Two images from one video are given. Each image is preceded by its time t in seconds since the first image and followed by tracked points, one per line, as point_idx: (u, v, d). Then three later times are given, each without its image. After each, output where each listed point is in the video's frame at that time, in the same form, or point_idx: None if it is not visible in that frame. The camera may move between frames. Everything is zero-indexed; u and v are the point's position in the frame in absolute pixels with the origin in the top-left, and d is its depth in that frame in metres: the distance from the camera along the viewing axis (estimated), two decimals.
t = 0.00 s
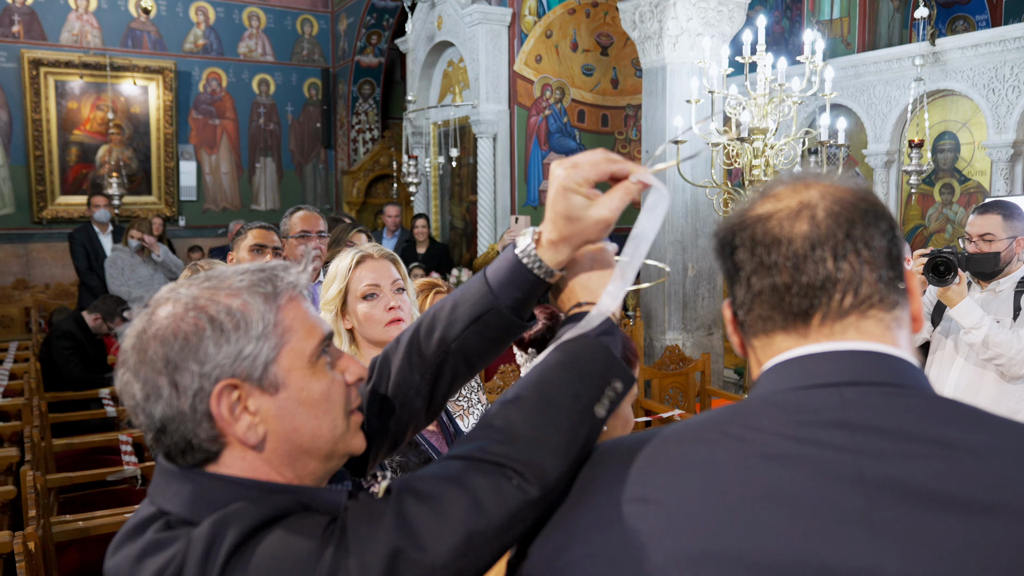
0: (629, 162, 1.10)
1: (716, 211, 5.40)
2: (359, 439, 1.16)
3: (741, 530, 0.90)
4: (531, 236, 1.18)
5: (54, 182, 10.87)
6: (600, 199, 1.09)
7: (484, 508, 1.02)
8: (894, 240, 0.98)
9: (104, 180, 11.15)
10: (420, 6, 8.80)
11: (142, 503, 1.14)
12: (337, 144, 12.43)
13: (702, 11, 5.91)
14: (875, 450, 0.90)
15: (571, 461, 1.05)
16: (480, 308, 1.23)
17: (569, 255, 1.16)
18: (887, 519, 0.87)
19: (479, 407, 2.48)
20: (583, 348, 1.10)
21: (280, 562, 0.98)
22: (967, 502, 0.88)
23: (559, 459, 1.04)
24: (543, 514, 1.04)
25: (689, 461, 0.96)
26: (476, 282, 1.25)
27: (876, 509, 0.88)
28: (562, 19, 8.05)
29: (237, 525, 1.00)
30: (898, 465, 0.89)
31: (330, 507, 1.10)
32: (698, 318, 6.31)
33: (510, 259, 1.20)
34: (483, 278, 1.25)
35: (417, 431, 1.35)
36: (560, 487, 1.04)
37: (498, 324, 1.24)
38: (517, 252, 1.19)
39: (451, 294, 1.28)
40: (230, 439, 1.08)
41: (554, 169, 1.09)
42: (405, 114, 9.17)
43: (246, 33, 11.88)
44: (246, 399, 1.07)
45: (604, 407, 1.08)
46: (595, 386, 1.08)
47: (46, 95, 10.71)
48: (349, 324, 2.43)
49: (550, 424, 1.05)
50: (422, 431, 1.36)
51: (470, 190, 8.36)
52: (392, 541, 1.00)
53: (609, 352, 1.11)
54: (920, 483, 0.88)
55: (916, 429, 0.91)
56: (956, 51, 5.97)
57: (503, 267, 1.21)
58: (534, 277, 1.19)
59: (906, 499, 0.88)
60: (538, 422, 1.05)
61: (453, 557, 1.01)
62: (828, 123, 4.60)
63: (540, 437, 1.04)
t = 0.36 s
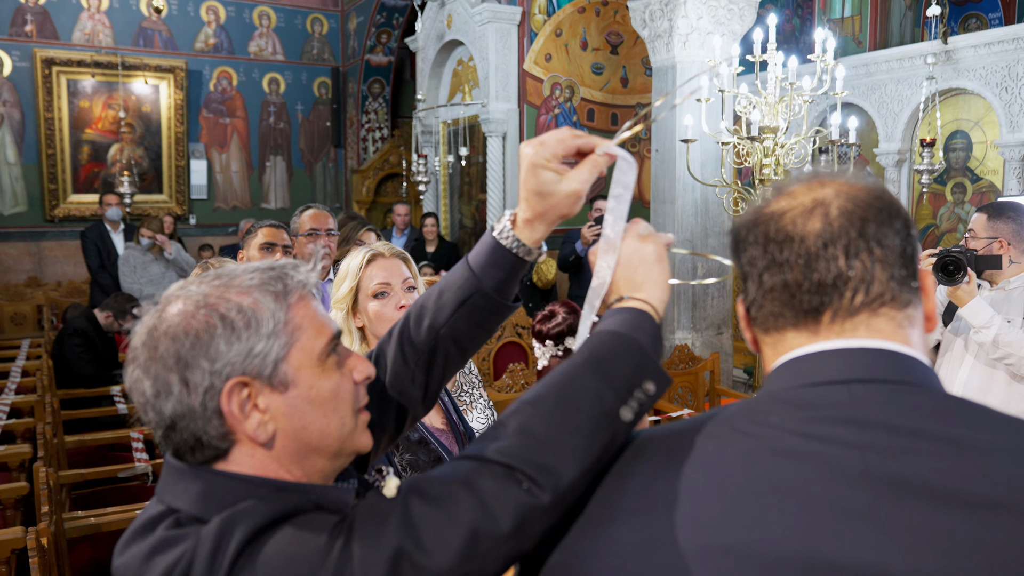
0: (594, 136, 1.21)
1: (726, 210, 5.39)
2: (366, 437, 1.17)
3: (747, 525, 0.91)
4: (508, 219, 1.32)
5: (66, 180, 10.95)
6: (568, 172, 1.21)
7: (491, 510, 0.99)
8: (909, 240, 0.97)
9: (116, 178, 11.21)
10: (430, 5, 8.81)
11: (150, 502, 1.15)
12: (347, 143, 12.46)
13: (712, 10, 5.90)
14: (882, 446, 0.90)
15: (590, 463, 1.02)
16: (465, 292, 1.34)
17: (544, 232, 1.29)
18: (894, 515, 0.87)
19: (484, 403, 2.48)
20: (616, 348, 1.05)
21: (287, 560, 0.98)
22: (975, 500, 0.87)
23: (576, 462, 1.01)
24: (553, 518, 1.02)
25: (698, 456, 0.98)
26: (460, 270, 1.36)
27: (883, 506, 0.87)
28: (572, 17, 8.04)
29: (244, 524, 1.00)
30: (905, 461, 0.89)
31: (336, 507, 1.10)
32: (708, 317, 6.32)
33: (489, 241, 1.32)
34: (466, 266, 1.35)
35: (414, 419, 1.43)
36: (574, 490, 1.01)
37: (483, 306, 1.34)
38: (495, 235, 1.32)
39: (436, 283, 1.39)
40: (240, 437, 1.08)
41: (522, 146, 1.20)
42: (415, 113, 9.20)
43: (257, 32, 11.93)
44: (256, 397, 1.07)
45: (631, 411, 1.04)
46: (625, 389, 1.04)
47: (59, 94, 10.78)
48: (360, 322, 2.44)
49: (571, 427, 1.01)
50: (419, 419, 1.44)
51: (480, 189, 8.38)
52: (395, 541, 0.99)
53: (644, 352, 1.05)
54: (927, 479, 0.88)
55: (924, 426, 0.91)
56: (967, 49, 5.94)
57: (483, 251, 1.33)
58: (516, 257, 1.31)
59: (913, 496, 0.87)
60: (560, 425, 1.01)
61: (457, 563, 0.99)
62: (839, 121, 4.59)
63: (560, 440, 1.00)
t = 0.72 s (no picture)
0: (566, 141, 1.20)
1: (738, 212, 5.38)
2: (380, 438, 1.18)
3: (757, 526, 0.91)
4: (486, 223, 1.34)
5: (80, 182, 11.03)
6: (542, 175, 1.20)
7: (507, 516, 0.95)
8: (928, 242, 0.96)
9: (129, 179, 11.29)
10: (441, 6, 8.84)
11: (165, 502, 1.15)
12: (358, 144, 12.50)
13: (724, 11, 5.88)
14: (893, 446, 0.90)
15: (614, 471, 0.96)
16: (452, 296, 1.39)
17: (524, 233, 1.30)
18: (905, 515, 0.86)
19: (494, 403, 2.49)
20: (649, 349, 1.00)
21: (304, 560, 0.99)
22: (986, 502, 0.86)
23: (600, 469, 0.95)
24: (577, 526, 0.96)
25: (711, 452, 0.98)
26: (443, 277, 1.41)
27: (893, 506, 0.87)
28: (583, 19, 8.08)
29: (263, 526, 1.01)
30: (916, 462, 0.88)
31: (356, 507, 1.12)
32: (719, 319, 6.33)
33: (470, 248, 1.37)
34: (449, 273, 1.41)
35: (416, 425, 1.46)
36: (595, 497, 0.96)
37: (470, 307, 1.39)
38: (476, 240, 1.35)
39: (421, 292, 1.44)
40: (256, 437, 1.09)
41: (497, 152, 1.19)
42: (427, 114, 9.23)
43: (269, 34, 11.98)
44: (272, 398, 1.08)
45: (661, 416, 0.99)
46: (656, 392, 0.99)
47: (73, 96, 10.86)
48: (372, 322, 2.45)
49: (597, 433, 0.96)
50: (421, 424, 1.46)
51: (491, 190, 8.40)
52: (411, 545, 0.97)
53: (677, 352, 1.01)
54: (936, 480, 0.87)
55: (937, 427, 0.91)
56: (981, 51, 5.90)
57: (465, 257, 1.38)
58: (494, 260, 1.36)
59: (921, 496, 0.87)
60: (585, 429, 0.96)
61: (474, 569, 0.96)
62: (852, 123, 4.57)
63: (585, 445, 0.95)
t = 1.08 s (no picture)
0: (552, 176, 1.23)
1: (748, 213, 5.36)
2: (390, 440, 1.18)
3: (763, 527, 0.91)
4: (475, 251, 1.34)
5: (91, 183, 11.10)
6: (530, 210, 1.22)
7: (527, 507, 0.94)
8: (942, 243, 0.96)
9: (140, 180, 11.36)
10: (450, 8, 8.85)
11: (176, 505, 1.15)
12: (367, 146, 12.53)
13: (733, 12, 5.87)
14: (898, 450, 0.90)
15: (634, 463, 0.95)
16: (443, 321, 1.40)
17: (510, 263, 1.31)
18: (906, 518, 0.87)
19: (502, 405, 2.49)
20: (668, 337, 0.99)
21: (330, 558, 0.99)
22: (986, 507, 0.86)
23: (618, 461, 0.95)
24: (598, 515, 0.96)
25: (719, 454, 0.98)
26: (436, 302, 1.41)
27: (896, 510, 0.87)
28: (592, 21, 8.06)
29: (287, 523, 1.02)
30: (919, 466, 0.89)
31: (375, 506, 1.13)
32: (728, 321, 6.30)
33: (462, 275, 1.38)
34: (442, 297, 1.41)
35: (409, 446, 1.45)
36: (613, 488, 0.95)
37: (462, 332, 1.40)
38: (465, 268, 1.36)
39: (415, 316, 1.44)
40: (268, 439, 1.10)
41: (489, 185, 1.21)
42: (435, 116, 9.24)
43: (279, 36, 12.02)
44: (284, 401, 1.09)
45: (682, 406, 0.97)
46: (676, 381, 0.97)
47: (85, 98, 10.94)
48: (381, 324, 2.46)
49: (616, 425, 0.95)
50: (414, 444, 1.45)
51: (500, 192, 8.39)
52: (434, 539, 0.97)
53: (699, 340, 0.99)
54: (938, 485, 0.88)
55: (942, 432, 0.90)
56: (992, 52, 5.88)
57: (456, 283, 1.39)
58: (482, 286, 1.36)
59: (924, 500, 0.87)
60: (604, 421, 0.95)
61: (498, 561, 0.95)
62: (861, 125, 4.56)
63: (603, 437, 0.94)
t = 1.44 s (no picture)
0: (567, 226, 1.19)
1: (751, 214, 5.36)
2: (391, 439, 1.19)
3: (760, 525, 0.91)
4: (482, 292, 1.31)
5: (94, 183, 11.14)
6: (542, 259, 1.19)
7: (540, 477, 0.95)
8: (945, 243, 0.96)
9: (143, 180, 11.39)
10: (453, 9, 8.86)
11: (180, 509, 1.15)
12: (370, 146, 12.53)
13: (736, 13, 5.88)
14: (893, 452, 0.90)
15: (640, 431, 0.96)
16: (446, 356, 1.38)
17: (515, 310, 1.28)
18: (900, 519, 0.87)
19: (504, 406, 2.50)
20: (667, 304, 0.99)
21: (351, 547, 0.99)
22: (980, 510, 0.87)
23: (624, 432, 0.95)
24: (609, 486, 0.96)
25: (717, 453, 0.97)
26: (440, 335, 1.40)
27: (891, 510, 0.88)
28: (595, 22, 8.04)
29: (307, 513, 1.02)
30: (912, 467, 0.89)
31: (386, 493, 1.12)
32: (730, 322, 6.29)
33: (467, 313, 1.36)
34: (445, 331, 1.40)
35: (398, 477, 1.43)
36: (621, 456, 0.96)
37: (463, 368, 1.39)
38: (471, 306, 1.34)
39: (417, 347, 1.43)
40: (271, 441, 1.10)
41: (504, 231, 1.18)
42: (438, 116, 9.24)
43: (282, 36, 12.03)
44: (287, 403, 1.09)
45: (682, 373, 0.98)
46: (676, 349, 0.98)
47: (89, 98, 10.97)
48: (382, 324, 2.45)
49: (619, 394, 0.96)
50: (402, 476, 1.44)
51: (502, 192, 8.38)
52: (454, 517, 0.97)
53: (696, 305, 0.99)
54: (934, 488, 0.88)
55: (936, 434, 0.91)
56: (995, 53, 5.87)
57: (461, 319, 1.37)
58: (486, 326, 1.34)
59: (917, 501, 0.88)
60: (606, 392, 0.96)
61: (518, 531, 0.95)
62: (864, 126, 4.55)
63: (607, 408, 0.95)
